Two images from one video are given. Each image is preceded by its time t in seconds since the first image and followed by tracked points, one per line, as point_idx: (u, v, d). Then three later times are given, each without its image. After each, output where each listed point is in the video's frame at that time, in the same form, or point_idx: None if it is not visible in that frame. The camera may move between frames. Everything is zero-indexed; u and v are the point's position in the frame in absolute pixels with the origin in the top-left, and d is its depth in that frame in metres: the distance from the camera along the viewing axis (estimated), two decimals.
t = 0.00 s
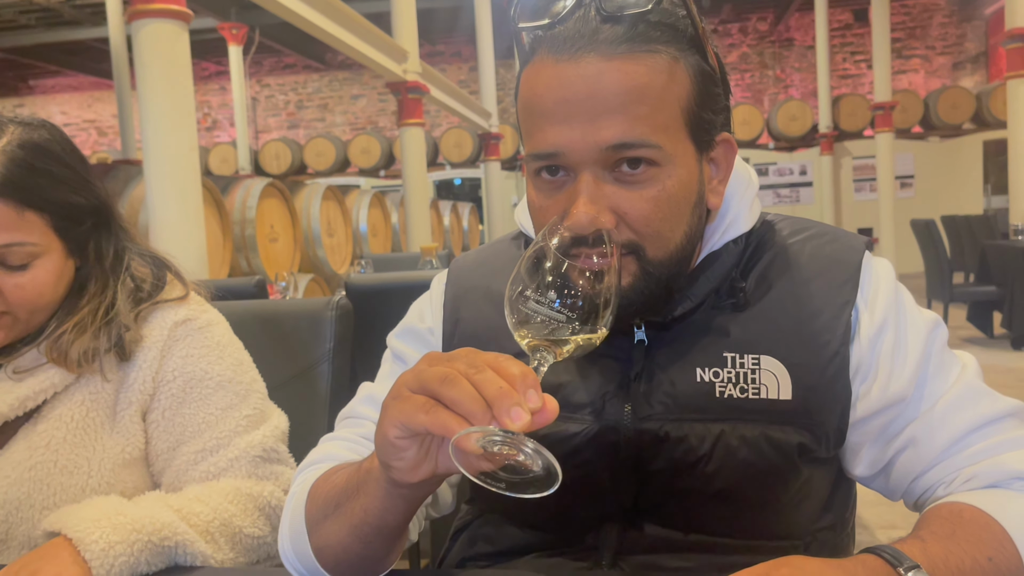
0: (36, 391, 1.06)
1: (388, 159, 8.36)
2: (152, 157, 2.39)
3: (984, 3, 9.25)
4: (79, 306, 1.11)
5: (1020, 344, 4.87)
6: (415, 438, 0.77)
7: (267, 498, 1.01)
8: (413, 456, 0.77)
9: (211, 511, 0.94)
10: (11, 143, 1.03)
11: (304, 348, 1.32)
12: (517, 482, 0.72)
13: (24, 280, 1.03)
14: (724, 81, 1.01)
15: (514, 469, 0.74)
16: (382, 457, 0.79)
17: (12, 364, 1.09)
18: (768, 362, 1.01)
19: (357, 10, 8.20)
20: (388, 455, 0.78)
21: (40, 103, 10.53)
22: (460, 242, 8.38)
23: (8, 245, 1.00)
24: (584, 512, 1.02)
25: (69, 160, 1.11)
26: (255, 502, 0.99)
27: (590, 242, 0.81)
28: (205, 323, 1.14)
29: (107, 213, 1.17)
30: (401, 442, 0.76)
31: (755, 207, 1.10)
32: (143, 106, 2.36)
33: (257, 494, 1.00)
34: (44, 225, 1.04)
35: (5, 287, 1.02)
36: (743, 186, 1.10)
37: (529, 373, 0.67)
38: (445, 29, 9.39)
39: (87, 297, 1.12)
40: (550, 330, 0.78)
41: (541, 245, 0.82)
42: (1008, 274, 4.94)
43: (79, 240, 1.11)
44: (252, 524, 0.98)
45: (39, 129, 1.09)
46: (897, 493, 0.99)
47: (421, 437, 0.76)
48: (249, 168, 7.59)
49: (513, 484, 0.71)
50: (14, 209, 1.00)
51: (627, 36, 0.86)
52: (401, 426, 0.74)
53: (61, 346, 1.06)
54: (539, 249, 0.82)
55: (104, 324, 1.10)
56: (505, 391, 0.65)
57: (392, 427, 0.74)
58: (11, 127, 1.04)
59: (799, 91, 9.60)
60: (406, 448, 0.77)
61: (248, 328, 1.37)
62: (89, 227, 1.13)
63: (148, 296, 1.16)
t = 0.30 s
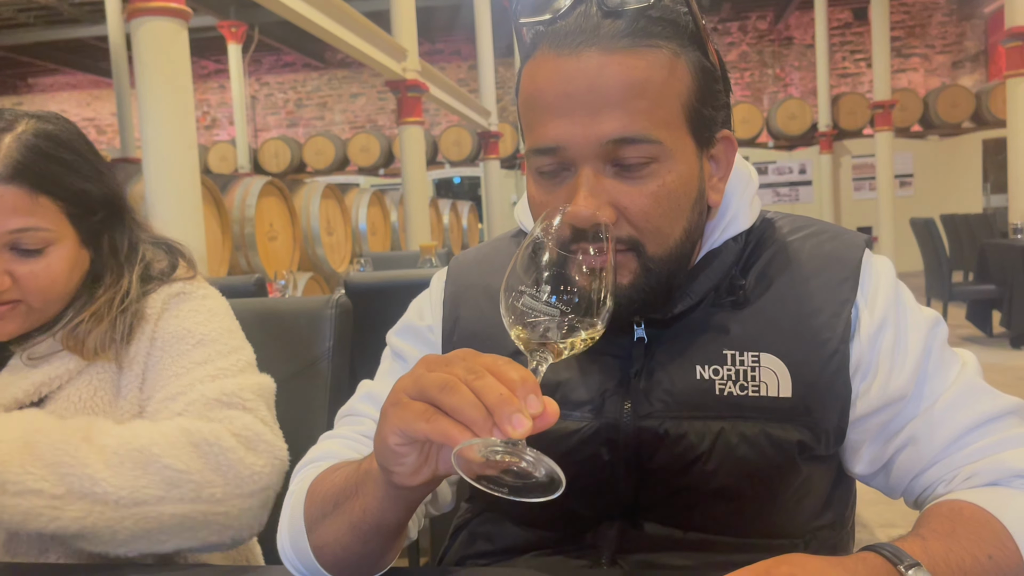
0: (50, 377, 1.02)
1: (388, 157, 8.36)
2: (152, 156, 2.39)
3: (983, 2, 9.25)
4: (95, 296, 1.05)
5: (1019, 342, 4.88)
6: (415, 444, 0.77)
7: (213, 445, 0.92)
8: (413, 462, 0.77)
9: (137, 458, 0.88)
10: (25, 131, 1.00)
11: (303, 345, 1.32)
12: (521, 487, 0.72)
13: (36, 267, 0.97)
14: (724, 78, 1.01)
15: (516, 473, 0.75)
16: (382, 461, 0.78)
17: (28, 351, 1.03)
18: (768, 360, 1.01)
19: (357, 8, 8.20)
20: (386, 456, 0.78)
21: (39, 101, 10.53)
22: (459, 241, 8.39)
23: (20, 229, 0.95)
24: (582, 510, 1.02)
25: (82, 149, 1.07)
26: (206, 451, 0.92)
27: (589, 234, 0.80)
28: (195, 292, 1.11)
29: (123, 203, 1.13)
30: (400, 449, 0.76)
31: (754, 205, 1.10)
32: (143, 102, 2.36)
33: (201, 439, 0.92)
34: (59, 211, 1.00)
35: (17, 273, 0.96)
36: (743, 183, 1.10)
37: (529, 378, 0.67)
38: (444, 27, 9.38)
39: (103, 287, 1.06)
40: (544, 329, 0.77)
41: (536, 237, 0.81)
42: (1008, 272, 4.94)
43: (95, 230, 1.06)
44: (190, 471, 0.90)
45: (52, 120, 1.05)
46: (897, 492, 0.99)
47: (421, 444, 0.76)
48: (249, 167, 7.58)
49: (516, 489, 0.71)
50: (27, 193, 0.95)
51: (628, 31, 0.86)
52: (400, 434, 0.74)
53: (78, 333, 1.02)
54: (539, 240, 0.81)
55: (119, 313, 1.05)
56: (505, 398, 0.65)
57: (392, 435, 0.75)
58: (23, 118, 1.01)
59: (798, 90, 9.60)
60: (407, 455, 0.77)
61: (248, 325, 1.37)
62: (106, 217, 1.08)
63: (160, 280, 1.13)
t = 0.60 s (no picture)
0: (31, 395, 1.01)
1: (387, 156, 8.36)
2: (151, 154, 2.38)
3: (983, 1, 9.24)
4: (86, 305, 1.00)
5: (1019, 341, 4.88)
6: (414, 444, 0.77)
7: (109, 466, 0.83)
8: (413, 461, 0.78)
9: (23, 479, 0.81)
10: (30, 134, 0.96)
11: (303, 344, 1.32)
12: (520, 487, 0.73)
13: (33, 272, 0.93)
14: (725, 76, 1.01)
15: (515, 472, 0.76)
16: (382, 461, 0.79)
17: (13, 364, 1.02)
18: (767, 360, 1.02)
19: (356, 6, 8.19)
20: (385, 456, 0.78)
21: (39, 99, 10.52)
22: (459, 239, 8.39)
23: (18, 232, 0.91)
24: (582, 510, 1.02)
25: (87, 154, 1.04)
26: (102, 474, 0.82)
27: (589, 235, 0.81)
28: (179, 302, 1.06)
29: (124, 211, 1.08)
30: (400, 448, 0.76)
31: (754, 205, 1.11)
32: (143, 102, 2.36)
33: (97, 460, 0.83)
34: (59, 215, 0.96)
35: (14, 278, 0.92)
36: (742, 183, 1.10)
37: (529, 378, 0.67)
38: (444, 26, 9.37)
39: (96, 298, 1.01)
40: (544, 329, 0.77)
41: (539, 237, 0.81)
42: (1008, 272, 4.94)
43: (96, 237, 1.01)
44: (81, 501, 0.81)
45: (57, 124, 1.01)
46: (895, 491, 0.99)
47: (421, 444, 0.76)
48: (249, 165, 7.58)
49: (514, 488, 0.72)
50: (29, 194, 0.92)
51: (630, 28, 0.86)
52: (400, 433, 0.74)
53: (64, 345, 0.98)
54: (540, 240, 0.81)
55: (110, 326, 1.00)
56: (505, 398, 0.65)
57: (391, 434, 0.75)
58: (29, 121, 0.98)
59: (798, 88, 9.60)
60: (406, 454, 0.77)
61: (247, 326, 1.36)
62: (106, 225, 1.04)
63: (153, 289, 1.08)
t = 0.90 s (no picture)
0: (27, 417, 0.99)
1: (386, 155, 8.36)
2: (150, 153, 2.38)
3: None
4: (77, 327, 0.99)
5: (1018, 340, 4.88)
6: (412, 435, 0.77)
7: (107, 499, 0.84)
8: (411, 454, 0.78)
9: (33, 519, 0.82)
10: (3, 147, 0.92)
11: (302, 344, 1.32)
12: (517, 477, 0.73)
13: (12, 293, 0.90)
14: (720, 76, 1.01)
15: (513, 464, 0.76)
16: (380, 453, 0.79)
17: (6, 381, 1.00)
18: (766, 361, 1.02)
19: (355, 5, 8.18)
20: (384, 453, 0.78)
21: (38, 98, 10.52)
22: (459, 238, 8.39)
23: None
24: (582, 510, 1.03)
25: (65, 162, 1.00)
26: (100, 505, 0.83)
27: (586, 235, 0.81)
28: (178, 311, 1.05)
29: (104, 222, 1.05)
30: (398, 439, 0.76)
31: (753, 205, 1.10)
32: (143, 102, 2.36)
33: (94, 491, 0.84)
34: (36, 232, 0.92)
35: None
36: (741, 184, 1.10)
37: (526, 368, 0.67)
38: (443, 25, 9.36)
39: (86, 317, 0.99)
40: (543, 325, 0.78)
41: (540, 238, 0.81)
42: (1007, 270, 4.94)
43: (76, 250, 0.99)
44: (79, 534, 0.82)
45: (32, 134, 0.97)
46: (894, 490, 0.99)
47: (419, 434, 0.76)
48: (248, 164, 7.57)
49: (512, 478, 0.72)
50: (4, 212, 0.88)
51: (625, 30, 0.86)
52: (398, 424, 0.74)
53: (62, 367, 0.97)
54: (538, 240, 0.81)
55: (107, 347, 0.98)
56: (502, 387, 0.65)
57: (390, 425, 0.75)
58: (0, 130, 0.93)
59: (798, 87, 9.60)
60: (404, 445, 0.77)
61: (246, 327, 1.36)
62: (86, 237, 1.01)
63: (146, 302, 1.06)
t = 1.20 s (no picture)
0: (28, 423, 0.99)
1: (386, 154, 8.35)
2: (150, 152, 2.38)
3: None
4: (74, 337, 0.98)
5: (1018, 339, 4.89)
6: (411, 432, 0.77)
7: (107, 500, 0.84)
8: (409, 450, 0.78)
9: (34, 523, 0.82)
10: None
11: (301, 342, 1.32)
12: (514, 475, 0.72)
13: (10, 308, 0.89)
14: (719, 74, 1.01)
15: (510, 461, 0.76)
16: (379, 451, 0.79)
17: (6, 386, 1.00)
18: (766, 359, 1.02)
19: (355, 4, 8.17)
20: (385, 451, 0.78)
21: (37, 97, 10.50)
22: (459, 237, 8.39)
23: None
24: (583, 508, 1.02)
25: (58, 174, 0.99)
26: (100, 507, 0.84)
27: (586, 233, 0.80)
28: (177, 312, 1.05)
29: (98, 231, 1.05)
30: (397, 437, 0.77)
31: (753, 203, 1.10)
32: (142, 100, 2.35)
33: (93, 492, 0.84)
34: (30, 245, 0.92)
35: None
36: (742, 183, 1.10)
37: (524, 366, 0.67)
38: (443, 24, 9.35)
39: (84, 326, 0.99)
40: (541, 324, 0.78)
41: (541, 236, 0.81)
42: (1008, 269, 4.94)
43: (71, 261, 0.98)
44: (79, 536, 0.82)
45: (24, 146, 0.97)
46: (895, 489, 0.99)
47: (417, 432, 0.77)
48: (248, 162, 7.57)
49: (509, 477, 0.71)
50: None
51: (624, 30, 0.86)
52: (396, 420, 0.74)
53: (62, 376, 0.96)
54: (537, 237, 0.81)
55: (105, 356, 0.97)
56: (500, 385, 0.65)
57: (388, 421, 0.75)
58: None
59: (798, 86, 9.60)
60: (404, 443, 0.77)
61: (247, 326, 1.36)
62: (81, 247, 1.00)
63: (144, 307, 1.06)
